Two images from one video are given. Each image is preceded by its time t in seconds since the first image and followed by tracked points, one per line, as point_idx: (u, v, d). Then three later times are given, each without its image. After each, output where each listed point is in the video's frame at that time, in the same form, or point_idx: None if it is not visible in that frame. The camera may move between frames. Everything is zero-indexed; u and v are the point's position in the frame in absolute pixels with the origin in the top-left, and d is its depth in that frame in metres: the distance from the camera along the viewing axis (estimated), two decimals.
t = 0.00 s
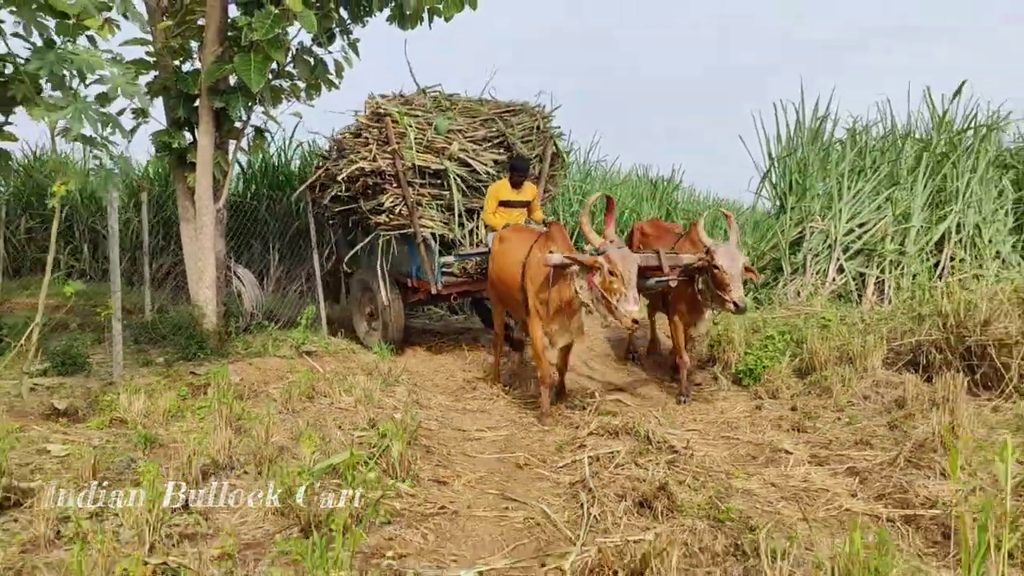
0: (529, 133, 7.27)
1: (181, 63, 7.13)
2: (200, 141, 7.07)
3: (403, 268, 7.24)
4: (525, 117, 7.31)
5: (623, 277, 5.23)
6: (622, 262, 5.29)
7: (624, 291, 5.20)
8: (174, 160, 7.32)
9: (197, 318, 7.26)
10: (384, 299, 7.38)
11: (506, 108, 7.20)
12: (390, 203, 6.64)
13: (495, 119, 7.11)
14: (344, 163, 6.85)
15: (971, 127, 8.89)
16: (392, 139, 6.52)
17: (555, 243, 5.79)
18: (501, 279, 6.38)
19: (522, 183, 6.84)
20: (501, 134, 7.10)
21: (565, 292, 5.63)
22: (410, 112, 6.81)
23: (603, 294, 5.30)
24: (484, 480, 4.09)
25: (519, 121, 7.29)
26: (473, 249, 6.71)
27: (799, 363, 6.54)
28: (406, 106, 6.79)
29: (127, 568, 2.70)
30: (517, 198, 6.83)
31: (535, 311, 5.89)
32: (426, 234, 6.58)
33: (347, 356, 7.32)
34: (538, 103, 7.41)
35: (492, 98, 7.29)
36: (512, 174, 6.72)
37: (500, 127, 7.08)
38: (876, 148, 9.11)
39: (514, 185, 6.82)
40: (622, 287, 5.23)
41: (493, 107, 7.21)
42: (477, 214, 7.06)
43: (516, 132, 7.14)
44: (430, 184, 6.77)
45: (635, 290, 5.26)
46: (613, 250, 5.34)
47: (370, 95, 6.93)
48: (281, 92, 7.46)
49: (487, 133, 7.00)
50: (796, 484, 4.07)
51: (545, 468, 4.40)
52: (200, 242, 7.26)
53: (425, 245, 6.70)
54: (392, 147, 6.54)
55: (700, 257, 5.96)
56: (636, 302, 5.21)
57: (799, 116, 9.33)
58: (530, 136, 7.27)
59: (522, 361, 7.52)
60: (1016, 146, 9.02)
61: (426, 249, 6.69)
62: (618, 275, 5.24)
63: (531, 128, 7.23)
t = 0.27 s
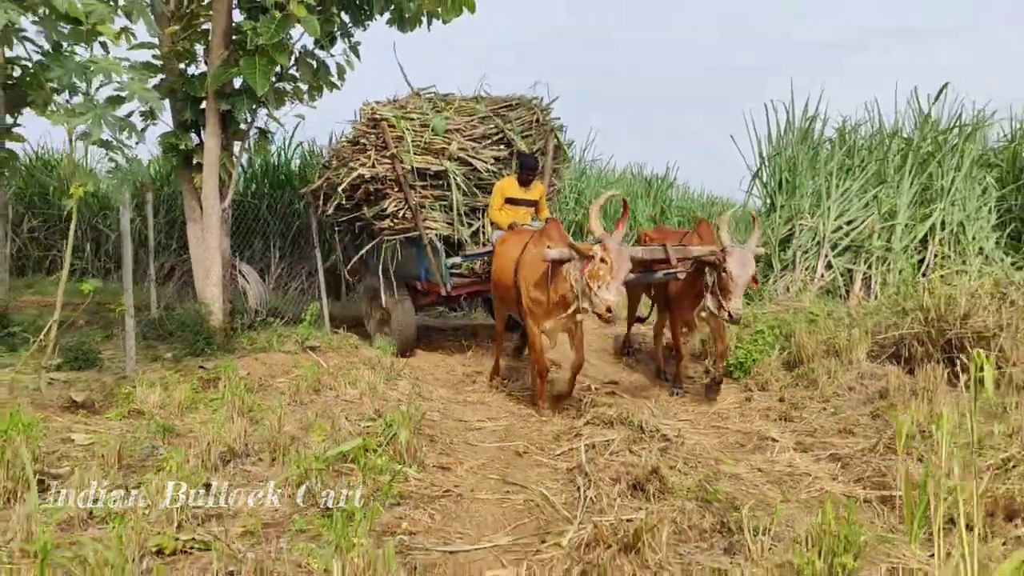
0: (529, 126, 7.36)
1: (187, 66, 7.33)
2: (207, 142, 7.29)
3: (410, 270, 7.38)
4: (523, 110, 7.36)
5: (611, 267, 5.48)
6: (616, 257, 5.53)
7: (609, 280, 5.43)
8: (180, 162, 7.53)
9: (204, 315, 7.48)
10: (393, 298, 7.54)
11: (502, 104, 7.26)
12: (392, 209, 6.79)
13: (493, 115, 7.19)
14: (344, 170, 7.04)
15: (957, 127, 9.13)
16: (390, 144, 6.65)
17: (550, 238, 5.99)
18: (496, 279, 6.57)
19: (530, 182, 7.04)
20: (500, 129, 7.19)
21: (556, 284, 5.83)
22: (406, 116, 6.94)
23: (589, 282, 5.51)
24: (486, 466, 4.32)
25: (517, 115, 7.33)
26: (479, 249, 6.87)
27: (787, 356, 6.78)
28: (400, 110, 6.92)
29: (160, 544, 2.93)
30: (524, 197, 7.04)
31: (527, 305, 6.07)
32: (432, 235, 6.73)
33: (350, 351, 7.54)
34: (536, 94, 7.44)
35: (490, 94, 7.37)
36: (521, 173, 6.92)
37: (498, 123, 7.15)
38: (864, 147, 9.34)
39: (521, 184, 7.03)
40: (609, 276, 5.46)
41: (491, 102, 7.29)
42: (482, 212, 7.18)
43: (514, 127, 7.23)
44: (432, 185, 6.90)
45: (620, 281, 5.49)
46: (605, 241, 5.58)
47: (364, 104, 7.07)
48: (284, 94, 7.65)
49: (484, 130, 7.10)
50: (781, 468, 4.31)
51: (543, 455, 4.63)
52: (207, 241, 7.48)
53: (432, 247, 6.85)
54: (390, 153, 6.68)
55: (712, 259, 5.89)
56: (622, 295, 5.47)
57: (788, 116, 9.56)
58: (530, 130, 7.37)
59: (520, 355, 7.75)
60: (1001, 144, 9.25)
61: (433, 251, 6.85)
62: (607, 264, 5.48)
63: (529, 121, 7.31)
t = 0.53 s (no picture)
0: (532, 132, 7.52)
1: (184, 73, 7.52)
2: (205, 148, 7.49)
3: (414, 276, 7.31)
4: (527, 115, 7.54)
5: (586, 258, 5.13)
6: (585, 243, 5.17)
7: (587, 273, 5.08)
8: (179, 167, 7.73)
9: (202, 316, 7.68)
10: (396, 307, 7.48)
11: (508, 108, 7.47)
12: (393, 209, 6.85)
13: (496, 119, 7.37)
14: (346, 172, 7.16)
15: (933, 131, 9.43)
16: (390, 145, 6.77)
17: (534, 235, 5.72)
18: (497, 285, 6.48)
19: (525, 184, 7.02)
20: (503, 133, 7.35)
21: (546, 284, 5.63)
22: (408, 118, 7.11)
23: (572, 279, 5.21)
24: (477, 458, 4.55)
25: (521, 120, 7.52)
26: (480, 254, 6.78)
27: (767, 353, 7.03)
28: (402, 111, 7.10)
29: (175, 526, 3.15)
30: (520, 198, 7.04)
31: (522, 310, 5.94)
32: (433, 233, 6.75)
33: (344, 349, 7.76)
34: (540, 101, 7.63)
35: (494, 100, 7.57)
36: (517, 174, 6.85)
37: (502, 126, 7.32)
38: (845, 151, 9.62)
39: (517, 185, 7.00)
40: (586, 268, 5.13)
41: (495, 108, 7.49)
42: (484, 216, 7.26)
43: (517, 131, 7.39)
44: (433, 186, 7.02)
45: (601, 271, 5.13)
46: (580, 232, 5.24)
47: (367, 107, 7.23)
48: (280, 100, 7.86)
49: (487, 134, 7.26)
50: (756, 458, 4.55)
51: (532, 447, 4.87)
52: (205, 244, 7.68)
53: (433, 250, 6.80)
54: (390, 153, 6.82)
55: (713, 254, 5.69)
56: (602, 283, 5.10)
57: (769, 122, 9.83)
58: (532, 134, 7.52)
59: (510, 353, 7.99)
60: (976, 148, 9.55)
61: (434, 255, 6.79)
62: (582, 256, 5.15)
63: (533, 127, 7.50)
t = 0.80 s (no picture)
0: (542, 146, 7.20)
1: (176, 86, 7.71)
2: (197, 159, 7.70)
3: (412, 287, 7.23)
4: (539, 129, 7.27)
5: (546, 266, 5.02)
6: (542, 251, 5.05)
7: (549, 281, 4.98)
8: (171, 177, 7.93)
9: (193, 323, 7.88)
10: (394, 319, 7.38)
11: (518, 123, 7.21)
12: (391, 217, 6.71)
13: (504, 132, 7.13)
14: (348, 178, 6.99)
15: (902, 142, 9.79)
16: (390, 151, 6.61)
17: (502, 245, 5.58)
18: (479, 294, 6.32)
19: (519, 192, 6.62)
20: (510, 146, 7.08)
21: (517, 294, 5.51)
22: (412, 126, 6.90)
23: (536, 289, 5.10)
24: (461, 457, 4.78)
25: (531, 135, 7.22)
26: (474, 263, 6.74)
27: (741, 357, 7.31)
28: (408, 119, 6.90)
29: (178, 520, 3.36)
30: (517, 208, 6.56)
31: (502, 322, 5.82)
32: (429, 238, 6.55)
33: (333, 354, 7.97)
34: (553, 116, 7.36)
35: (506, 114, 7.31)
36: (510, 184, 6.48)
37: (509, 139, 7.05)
38: (819, 161, 9.93)
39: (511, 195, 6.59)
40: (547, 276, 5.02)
41: (505, 121, 7.23)
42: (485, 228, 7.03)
43: (525, 145, 7.11)
44: (433, 196, 6.85)
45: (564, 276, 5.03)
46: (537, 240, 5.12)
47: (372, 116, 7.05)
48: (269, 111, 8.06)
49: (493, 146, 7.03)
50: (726, 457, 4.81)
51: (515, 447, 5.11)
52: (196, 253, 7.88)
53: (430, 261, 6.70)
54: (390, 160, 6.65)
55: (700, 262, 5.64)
56: (564, 291, 5.00)
57: (746, 133, 10.15)
58: (542, 149, 7.21)
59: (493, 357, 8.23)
60: (943, 158, 9.90)
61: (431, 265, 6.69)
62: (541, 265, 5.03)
63: (544, 141, 7.20)
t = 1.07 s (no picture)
0: (547, 145, 7.05)
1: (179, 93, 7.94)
2: (201, 164, 7.93)
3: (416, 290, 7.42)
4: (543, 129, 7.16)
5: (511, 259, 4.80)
6: (514, 244, 4.84)
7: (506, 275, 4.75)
8: (175, 182, 8.15)
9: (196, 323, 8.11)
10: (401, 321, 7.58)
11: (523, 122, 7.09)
12: (390, 216, 6.67)
13: (508, 130, 7.00)
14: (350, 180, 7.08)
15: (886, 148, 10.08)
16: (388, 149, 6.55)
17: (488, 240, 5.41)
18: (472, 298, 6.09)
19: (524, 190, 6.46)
20: (512, 145, 6.95)
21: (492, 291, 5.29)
22: (412, 126, 6.87)
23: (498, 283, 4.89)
24: (458, 450, 5.03)
25: (535, 134, 7.10)
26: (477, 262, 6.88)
27: (727, 355, 7.58)
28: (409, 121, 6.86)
29: (196, 504, 3.62)
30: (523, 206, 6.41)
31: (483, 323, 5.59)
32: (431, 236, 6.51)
33: (332, 354, 8.22)
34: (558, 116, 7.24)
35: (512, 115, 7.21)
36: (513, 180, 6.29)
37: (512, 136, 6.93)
38: (805, 165, 10.21)
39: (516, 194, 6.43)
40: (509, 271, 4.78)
41: (508, 121, 7.13)
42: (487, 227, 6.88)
43: (529, 143, 6.96)
44: (433, 195, 6.76)
45: (524, 272, 4.78)
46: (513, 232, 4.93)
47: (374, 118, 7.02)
48: (270, 117, 8.30)
49: (495, 144, 6.91)
50: (708, 449, 5.07)
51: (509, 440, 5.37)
52: (199, 255, 8.12)
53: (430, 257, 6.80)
54: (388, 157, 6.61)
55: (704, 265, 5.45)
56: (513, 285, 4.73)
57: (734, 137, 10.44)
58: (548, 147, 7.05)
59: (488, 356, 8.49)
60: (925, 163, 10.20)
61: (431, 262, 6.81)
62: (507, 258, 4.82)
63: (549, 140, 7.06)
